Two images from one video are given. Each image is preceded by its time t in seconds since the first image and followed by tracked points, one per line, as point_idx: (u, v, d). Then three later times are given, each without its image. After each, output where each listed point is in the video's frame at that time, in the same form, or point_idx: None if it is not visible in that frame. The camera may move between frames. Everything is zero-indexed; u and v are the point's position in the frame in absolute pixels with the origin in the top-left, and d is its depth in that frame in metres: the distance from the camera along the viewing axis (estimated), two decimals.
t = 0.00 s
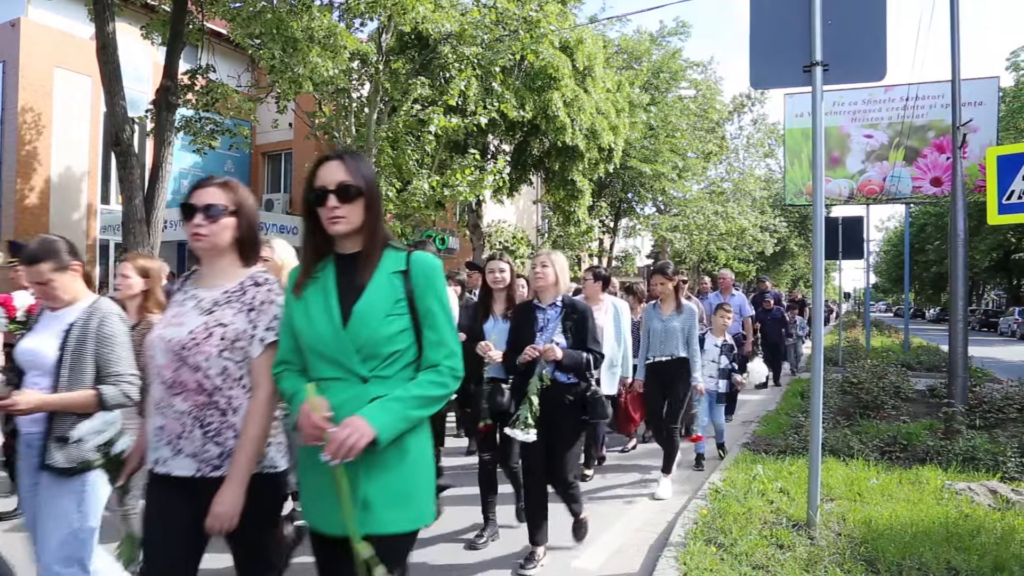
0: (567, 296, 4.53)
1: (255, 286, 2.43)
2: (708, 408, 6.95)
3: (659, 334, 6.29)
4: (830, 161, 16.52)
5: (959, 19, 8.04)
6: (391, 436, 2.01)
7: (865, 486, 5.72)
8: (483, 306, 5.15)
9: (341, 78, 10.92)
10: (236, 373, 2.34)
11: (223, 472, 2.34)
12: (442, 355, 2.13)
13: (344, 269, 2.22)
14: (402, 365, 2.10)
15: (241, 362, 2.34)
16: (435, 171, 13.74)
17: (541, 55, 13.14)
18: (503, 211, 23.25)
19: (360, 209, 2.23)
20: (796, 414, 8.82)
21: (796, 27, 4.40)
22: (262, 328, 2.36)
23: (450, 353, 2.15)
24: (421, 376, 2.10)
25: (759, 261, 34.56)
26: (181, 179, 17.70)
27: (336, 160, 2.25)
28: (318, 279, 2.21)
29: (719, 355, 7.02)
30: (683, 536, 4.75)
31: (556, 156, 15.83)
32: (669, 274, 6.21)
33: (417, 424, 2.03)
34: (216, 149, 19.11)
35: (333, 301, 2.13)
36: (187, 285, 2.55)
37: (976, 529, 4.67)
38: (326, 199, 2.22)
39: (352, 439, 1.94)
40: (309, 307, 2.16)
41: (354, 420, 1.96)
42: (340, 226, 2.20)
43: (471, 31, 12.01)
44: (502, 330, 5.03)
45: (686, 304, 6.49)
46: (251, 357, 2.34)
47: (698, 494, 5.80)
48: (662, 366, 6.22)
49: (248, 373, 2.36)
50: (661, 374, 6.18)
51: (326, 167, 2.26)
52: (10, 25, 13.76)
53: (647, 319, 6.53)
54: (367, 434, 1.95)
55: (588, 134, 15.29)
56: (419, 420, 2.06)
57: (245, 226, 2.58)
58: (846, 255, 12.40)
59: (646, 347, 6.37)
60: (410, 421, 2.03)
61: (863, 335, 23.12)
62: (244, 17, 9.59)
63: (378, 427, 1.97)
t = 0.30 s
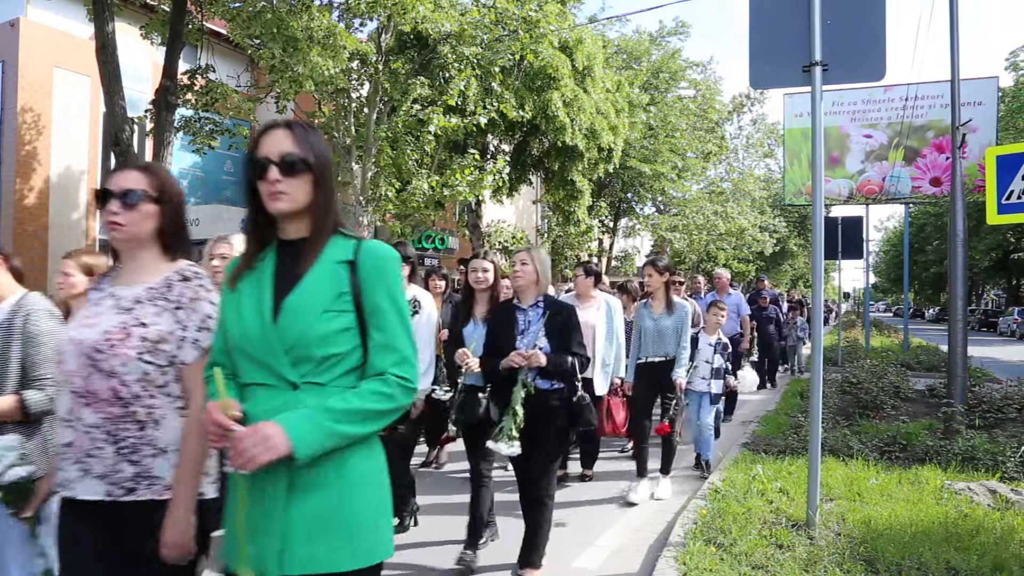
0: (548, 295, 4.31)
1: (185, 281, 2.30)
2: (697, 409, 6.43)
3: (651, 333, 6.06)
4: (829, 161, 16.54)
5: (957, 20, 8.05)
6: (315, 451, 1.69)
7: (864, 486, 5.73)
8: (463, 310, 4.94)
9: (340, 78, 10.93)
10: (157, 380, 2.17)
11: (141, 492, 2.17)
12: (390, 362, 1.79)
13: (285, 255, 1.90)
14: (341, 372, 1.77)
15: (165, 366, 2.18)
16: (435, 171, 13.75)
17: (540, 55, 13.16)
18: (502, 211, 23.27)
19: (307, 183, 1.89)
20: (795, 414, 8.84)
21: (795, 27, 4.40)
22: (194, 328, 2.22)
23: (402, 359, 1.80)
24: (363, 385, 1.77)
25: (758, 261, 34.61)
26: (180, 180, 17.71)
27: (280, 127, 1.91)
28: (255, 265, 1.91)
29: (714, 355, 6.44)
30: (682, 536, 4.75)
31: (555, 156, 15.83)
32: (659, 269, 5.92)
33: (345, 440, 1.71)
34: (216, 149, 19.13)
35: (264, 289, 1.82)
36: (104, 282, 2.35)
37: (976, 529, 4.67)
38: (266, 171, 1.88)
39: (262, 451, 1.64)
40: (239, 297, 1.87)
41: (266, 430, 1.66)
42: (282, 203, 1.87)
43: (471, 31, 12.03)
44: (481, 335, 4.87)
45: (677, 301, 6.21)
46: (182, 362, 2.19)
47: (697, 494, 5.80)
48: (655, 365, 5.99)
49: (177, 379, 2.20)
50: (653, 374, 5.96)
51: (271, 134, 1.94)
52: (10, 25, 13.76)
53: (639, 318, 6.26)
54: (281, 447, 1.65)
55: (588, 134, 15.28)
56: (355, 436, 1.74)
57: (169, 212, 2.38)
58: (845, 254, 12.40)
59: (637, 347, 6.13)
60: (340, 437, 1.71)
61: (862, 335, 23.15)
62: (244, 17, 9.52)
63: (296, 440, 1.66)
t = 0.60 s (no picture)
0: (537, 296, 3.85)
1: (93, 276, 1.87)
2: (693, 415, 6.34)
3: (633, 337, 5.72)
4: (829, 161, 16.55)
5: (956, 19, 8.05)
6: (232, 476, 1.37)
7: (863, 486, 5.73)
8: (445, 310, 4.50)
9: (340, 78, 10.94)
10: (57, 391, 1.81)
11: (38, 523, 1.85)
12: (327, 364, 1.46)
13: (206, 243, 1.59)
14: (267, 377, 1.44)
15: (69, 375, 1.80)
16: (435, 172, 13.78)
17: (540, 56, 13.17)
18: (502, 212, 23.28)
19: (224, 154, 1.57)
20: (795, 414, 8.83)
21: (795, 27, 4.40)
22: (102, 332, 1.78)
23: (341, 361, 1.47)
24: (293, 392, 1.44)
25: (757, 261, 34.67)
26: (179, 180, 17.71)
27: (193, 91, 1.60)
28: (173, 257, 1.60)
29: (710, 358, 6.36)
30: (682, 536, 4.74)
31: (554, 156, 15.82)
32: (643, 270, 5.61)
33: (268, 460, 1.38)
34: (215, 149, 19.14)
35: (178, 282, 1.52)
36: (12, 278, 2.00)
37: (975, 529, 4.67)
38: (173, 141, 1.56)
39: (162, 475, 1.33)
40: (153, 293, 1.57)
41: (169, 450, 1.34)
42: (195, 179, 1.55)
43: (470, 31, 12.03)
44: (462, 335, 4.40)
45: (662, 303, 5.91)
46: (89, 371, 1.79)
47: (697, 495, 5.79)
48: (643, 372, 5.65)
49: (85, 392, 1.82)
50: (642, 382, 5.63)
51: (182, 99, 1.62)
52: (9, 26, 13.75)
53: (621, 318, 5.87)
54: (187, 468, 1.34)
55: (588, 134, 15.29)
56: (284, 453, 1.41)
57: (82, 196, 2.02)
58: (845, 255, 12.39)
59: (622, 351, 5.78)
60: (265, 455, 1.39)
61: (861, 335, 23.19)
62: (244, 16, 9.50)
63: (207, 462, 1.35)
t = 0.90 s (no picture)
0: (517, 290, 3.42)
1: None
2: (689, 421, 6.26)
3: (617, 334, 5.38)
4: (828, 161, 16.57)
5: (956, 19, 8.05)
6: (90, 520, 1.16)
7: (863, 486, 5.73)
8: (421, 311, 4.09)
9: (339, 78, 10.95)
10: None
11: None
12: (211, 387, 1.28)
13: (65, 241, 1.35)
14: (138, 403, 1.25)
15: None
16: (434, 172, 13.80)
17: (539, 56, 13.19)
18: (502, 212, 23.31)
19: (86, 137, 1.33)
20: (794, 414, 8.84)
21: (795, 27, 4.39)
22: None
23: (227, 382, 1.30)
24: (169, 419, 1.24)
25: (757, 261, 34.71)
26: (179, 180, 17.73)
27: (49, 61, 1.36)
28: (21, 257, 1.35)
29: (702, 361, 6.33)
30: (682, 536, 4.74)
31: (554, 156, 15.83)
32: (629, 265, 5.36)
33: (139, 502, 1.19)
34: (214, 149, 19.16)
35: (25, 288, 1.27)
36: None
37: (975, 530, 4.67)
38: (22, 115, 1.31)
39: None
40: None
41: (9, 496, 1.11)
42: (51, 164, 1.30)
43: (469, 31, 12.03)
44: (438, 336, 3.89)
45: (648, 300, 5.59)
46: None
47: (696, 495, 5.78)
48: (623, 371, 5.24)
49: None
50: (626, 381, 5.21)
51: (37, 68, 1.36)
52: (9, 26, 13.77)
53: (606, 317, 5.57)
54: (27, 516, 1.11)
55: (587, 134, 15.29)
56: (157, 490, 1.21)
57: None
58: (845, 255, 12.39)
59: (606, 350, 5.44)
60: (126, 499, 1.18)
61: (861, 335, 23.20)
62: (244, 17, 9.43)
63: (54, 509, 1.12)
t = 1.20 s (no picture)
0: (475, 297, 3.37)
1: None
2: (677, 426, 6.15)
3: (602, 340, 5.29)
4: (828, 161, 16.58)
5: (955, 19, 8.04)
6: None
7: (862, 486, 5.73)
8: (379, 316, 3.86)
9: (339, 78, 10.95)
10: None
11: None
12: (71, 377, 1.11)
13: None
14: None
15: None
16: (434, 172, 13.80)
17: (539, 56, 13.21)
18: (501, 212, 23.31)
19: None
20: (794, 414, 8.83)
21: (794, 27, 4.39)
22: None
23: (94, 369, 1.13)
24: (19, 414, 1.08)
25: (757, 261, 34.73)
26: (179, 180, 17.72)
27: None
28: None
29: (688, 362, 6.21)
30: (681, 537, 4.74)
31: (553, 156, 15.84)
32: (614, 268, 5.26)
33: None
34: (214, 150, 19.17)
35: None
36: None
37: (974, 529, 4.67)
38: None
39: None
40: None
41: None
42: None
43: (469, 31, 12.01)
44: (400, 343, 3.72)
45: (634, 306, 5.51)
46: None
47: (695, 495, 5.78)
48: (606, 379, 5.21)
49: None
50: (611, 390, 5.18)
51: None
52: (9, 26, 13.77)
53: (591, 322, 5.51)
54: None
55: (587, 134, 15.30)
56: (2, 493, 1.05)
57: None
58: (844, 255, 12.40)
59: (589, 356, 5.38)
60: None
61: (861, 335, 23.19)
62: (244, 16, 9.48)
63: None
